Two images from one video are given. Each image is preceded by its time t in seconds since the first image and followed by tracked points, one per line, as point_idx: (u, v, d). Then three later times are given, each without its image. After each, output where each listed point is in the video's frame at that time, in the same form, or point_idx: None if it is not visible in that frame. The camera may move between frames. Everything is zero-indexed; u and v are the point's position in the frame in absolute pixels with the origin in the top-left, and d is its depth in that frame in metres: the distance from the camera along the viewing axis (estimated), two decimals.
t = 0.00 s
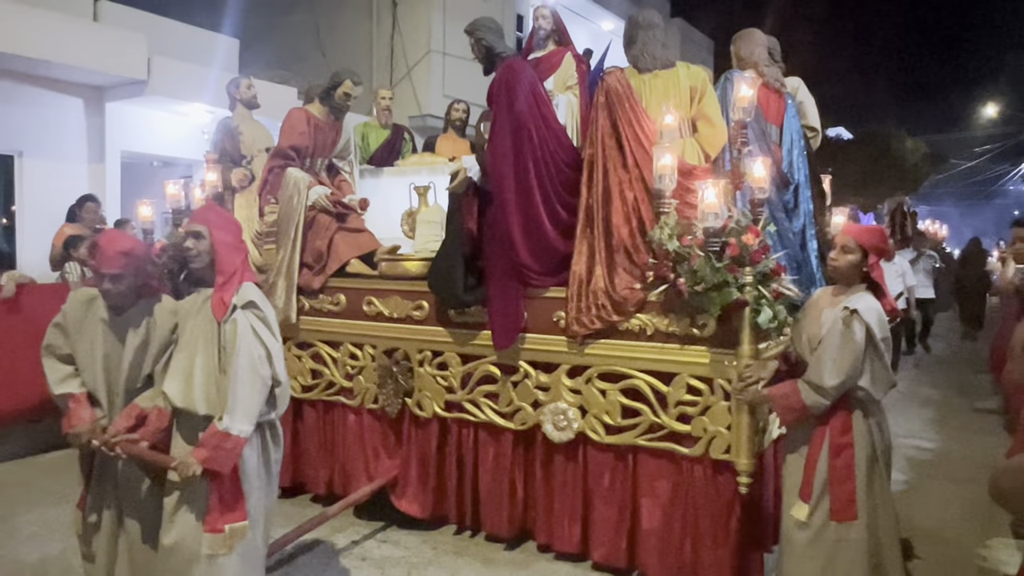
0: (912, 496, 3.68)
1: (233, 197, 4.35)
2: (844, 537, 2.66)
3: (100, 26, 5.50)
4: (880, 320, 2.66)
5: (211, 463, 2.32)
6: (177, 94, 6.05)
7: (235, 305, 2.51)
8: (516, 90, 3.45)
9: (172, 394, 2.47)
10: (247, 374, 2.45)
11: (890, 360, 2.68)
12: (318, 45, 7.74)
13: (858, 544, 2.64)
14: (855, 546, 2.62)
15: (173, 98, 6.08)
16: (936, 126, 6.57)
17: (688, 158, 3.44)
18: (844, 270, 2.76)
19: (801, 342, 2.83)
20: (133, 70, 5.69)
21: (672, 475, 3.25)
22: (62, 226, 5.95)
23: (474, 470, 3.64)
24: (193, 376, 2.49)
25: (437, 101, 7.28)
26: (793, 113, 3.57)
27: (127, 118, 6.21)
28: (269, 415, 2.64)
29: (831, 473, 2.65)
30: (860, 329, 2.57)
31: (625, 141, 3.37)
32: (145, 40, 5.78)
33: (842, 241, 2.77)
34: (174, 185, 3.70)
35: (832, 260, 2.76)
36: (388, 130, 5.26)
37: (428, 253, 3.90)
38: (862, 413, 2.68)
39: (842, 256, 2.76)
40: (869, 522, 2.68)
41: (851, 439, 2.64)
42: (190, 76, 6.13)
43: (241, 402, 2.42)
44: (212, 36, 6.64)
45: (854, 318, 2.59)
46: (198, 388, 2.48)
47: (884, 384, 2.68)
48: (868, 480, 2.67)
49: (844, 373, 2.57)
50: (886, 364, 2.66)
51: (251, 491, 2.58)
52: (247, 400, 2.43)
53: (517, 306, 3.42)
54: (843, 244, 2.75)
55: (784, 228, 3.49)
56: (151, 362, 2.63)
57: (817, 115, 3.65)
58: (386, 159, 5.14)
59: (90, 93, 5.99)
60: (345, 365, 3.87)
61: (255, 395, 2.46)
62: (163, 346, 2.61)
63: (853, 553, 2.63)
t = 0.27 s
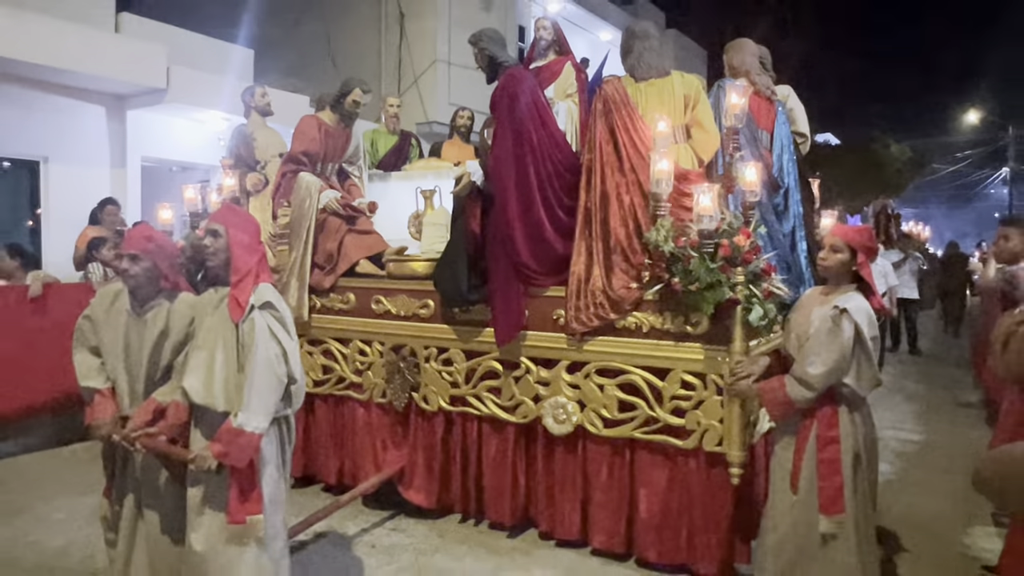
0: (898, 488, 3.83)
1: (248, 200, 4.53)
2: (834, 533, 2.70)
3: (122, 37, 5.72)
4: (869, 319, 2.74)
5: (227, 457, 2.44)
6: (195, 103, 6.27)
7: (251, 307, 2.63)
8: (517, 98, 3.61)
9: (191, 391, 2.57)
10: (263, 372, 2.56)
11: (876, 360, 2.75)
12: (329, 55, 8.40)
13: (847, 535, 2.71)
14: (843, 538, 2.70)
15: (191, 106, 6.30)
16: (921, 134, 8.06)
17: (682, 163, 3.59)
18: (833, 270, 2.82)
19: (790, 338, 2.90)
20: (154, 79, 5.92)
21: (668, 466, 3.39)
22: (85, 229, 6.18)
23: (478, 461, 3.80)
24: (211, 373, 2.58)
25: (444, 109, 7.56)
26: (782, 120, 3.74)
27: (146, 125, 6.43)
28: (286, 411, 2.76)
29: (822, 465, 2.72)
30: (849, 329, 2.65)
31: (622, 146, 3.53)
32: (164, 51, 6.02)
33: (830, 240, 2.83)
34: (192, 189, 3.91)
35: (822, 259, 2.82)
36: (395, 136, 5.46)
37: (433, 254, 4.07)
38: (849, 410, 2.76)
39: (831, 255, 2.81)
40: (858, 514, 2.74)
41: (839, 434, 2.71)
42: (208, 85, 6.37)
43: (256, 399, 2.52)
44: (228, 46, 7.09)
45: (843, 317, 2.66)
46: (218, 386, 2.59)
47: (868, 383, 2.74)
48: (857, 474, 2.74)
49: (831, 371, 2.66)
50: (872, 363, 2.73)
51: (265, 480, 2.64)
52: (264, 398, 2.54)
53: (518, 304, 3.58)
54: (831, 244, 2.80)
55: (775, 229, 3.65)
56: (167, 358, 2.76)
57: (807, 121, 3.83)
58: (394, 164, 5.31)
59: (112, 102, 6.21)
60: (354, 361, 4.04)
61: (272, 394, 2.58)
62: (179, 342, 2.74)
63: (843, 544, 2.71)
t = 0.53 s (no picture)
0: (886, 483, 3.96)
1: (257, 202, 4.68)
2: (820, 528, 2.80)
3: (137, 45, 6.08)
4: (853, 320, 2.78)
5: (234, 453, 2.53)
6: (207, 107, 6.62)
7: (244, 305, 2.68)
8: (518, 103, 3.73)
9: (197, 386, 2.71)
10: (264, 374, 2.63)
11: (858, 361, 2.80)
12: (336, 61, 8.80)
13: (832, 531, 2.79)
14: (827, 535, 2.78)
15: (203, 110, 6.64)
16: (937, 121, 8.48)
17: (678, 166, 3.74)
18: (820, 269, 2.89)
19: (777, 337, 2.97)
20: (167, 85, 6.27)
21: (663, 459, 3.50)
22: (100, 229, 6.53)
23: (480, 454, 3.93)
24: (217, 371, 2.71)
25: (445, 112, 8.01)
26: (774, 124, 3.86)
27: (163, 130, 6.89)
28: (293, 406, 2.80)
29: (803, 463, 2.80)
30: (829, 329, 2.71)
31: (619, 150, 3.65)
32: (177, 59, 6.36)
33: (819, 241, 2.89)
34: (203, 191, 4.08)
35: (809, 259, 2.89)
36: (399, 140, 5.62)
37: (437, 254, 4.20)
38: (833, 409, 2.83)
39: (819, 255, 2.88)
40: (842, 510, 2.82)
41: (823, 431, 2.79)
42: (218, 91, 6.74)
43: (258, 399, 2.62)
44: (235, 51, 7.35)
45: (824, 318, 2.73)
46: (223, 382, 2.71)
47: (850, 382, 2.79)
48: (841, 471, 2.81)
49: (811, 370, 2.72)
50: (854, 363, 2.78)
51: (271, 472, 2.73)
52: (266, 397, 2.63)
53: (519, 303, 3.70)
54: (820, 244, 2.86)
55: (767, 231, 3.77)
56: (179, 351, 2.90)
57: (798, 126, 3.99)
58: (399, 167, 5.45)
59: (128, 108, 6.59)
60: (360, 358, 4.18)
61: (276, 394, 2.66)
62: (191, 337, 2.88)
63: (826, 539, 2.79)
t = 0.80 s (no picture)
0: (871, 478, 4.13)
1: (271, 206, 4.89)
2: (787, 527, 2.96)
3: (157, 57, 6.54)
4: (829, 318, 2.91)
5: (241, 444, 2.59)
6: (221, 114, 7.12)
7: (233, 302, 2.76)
8: (519, 112, 3.91)
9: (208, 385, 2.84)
10: (245, 366, 2.66)
11: (830, 359, 2.89)
12: (347, 73, 9.89)
13: (807, 523, 2.96)
14: (803, 525, 2.94)
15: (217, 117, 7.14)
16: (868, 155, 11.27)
17: (672, 171, 3.90)
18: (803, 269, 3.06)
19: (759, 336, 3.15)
20: (185, 94, 6.75)
21: (657, 451, 3.66)
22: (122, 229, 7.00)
23: (482, 446, 4.11)
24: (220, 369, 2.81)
25: (450, 119, 9.22)
26: (764, 132, 4.05)
27: (178, 136, 7.33)
28: (285, 399, 2.79)
29: (774, 459, 2.97)
30: (792, 326, 2.87)
31: (616, 156, 3.82)
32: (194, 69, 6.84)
33: (801, 243, 3.07)
34: (219, 196, 4.24)
35: (792, 260, 3.05)
36: (406, 146, 5.85)
37: (442, 255, 4.39)
38: (806, 407, 2.98)
39: (801, 257, 3.04)
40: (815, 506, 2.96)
41: (793, 427, 2.97)
42: (232, 98, 7.26)
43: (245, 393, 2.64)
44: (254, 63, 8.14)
45: (790, 314, 2.91)
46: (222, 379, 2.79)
47: (820, 379, 2.89)
48: (815, 468, 2.96)
49: (775, 364, 2.92)
50: (823, 361, 2.87)
51: (264, 470, 2.75)
52: (250, 387, 2.64)
53: (520, 302, 3.89)
54: (802, 246, 3.04)
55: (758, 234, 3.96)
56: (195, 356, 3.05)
57: (787, 132, 4.15)
58: (406, 172, 5.65)
59: (148, 116, 7.08)
60: (369, 354, 4.37)
61: (261, 382, 2.67)
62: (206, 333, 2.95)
63: (798, 532, 2.94)
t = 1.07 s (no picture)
0: (862, 474, 4.23)
1: (275, 206, 4.98)
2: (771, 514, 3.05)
3: (165, 60, 6.68)
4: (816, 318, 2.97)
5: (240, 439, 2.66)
6: (230, 118, 7.35)
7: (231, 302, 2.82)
8: (519, 114, 3.99)
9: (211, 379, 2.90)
10: (244, 362, 2.72)
11: (817, 360, 2.94)
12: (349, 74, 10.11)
13: (789, 514, 3.01)
14: (783, 514, 3.01)
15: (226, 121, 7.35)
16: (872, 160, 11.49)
17: (667, 171, 3.96)
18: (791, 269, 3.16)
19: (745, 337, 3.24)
20: (194, 97, 6.90)
21: (652, 447, 3.71)
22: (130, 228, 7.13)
23: (481, 441, 4.19)
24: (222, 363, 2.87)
25: (452, 121, 9.39)
26: (758, 134, 4.13)
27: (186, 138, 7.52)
28: (284, 394, 2.86)
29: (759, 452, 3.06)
30: (778, 328, 2.94)
31: (612, 158, 3.89)
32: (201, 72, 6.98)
33: (790, 244, 3.16)
34: (224, 196, 4.34)
35: (779, 260, 3.16)
36: (408, 148, 5.94)
37: (442, 254, 4.48)
38: (793, 404, 3.03)
39: (788, 258, 3.15)
40: (800, 499, 3.00)
41: (780, 423, 3.05)
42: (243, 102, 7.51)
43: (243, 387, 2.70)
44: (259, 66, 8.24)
45: (778, 317, 2.98)
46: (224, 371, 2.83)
47: (806, 379, 2.95)
48: (802, 462, 3.00)
49: (763, 365, 2.98)
50: (809, 362, 2.92)
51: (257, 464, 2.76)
52: (249, 383, 2.71)
53: (519, 301, 3.97)
54: (789, 247, 3.13)
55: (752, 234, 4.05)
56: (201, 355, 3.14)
57: (780, 135, 4.24)
58: (407, 173, 5.72)
59: (157, 118, 7.23)
60: (371, 351, 4.47)
61: (258, 378, 2.74)
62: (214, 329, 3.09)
63: (778, 523, 3.02)
